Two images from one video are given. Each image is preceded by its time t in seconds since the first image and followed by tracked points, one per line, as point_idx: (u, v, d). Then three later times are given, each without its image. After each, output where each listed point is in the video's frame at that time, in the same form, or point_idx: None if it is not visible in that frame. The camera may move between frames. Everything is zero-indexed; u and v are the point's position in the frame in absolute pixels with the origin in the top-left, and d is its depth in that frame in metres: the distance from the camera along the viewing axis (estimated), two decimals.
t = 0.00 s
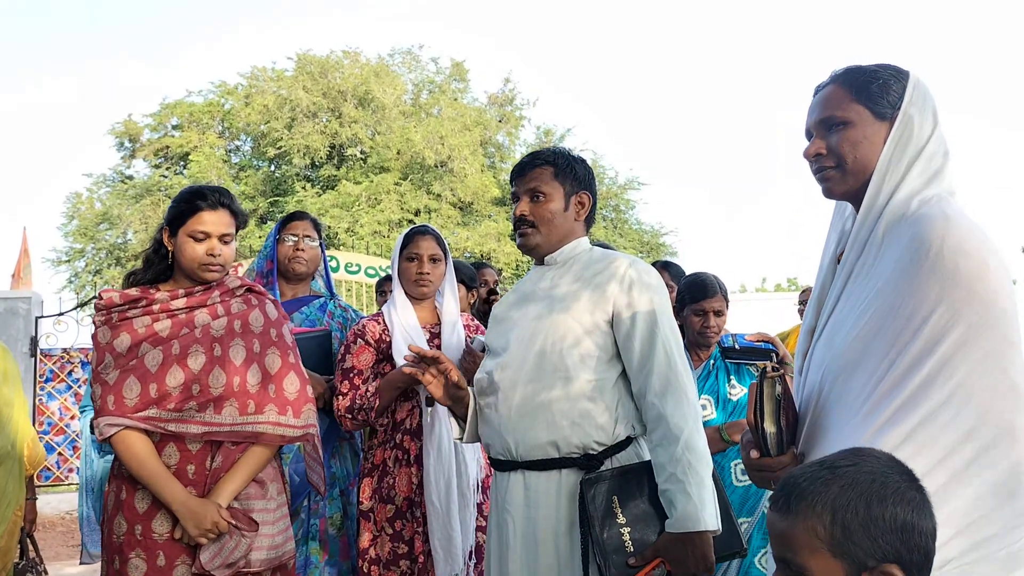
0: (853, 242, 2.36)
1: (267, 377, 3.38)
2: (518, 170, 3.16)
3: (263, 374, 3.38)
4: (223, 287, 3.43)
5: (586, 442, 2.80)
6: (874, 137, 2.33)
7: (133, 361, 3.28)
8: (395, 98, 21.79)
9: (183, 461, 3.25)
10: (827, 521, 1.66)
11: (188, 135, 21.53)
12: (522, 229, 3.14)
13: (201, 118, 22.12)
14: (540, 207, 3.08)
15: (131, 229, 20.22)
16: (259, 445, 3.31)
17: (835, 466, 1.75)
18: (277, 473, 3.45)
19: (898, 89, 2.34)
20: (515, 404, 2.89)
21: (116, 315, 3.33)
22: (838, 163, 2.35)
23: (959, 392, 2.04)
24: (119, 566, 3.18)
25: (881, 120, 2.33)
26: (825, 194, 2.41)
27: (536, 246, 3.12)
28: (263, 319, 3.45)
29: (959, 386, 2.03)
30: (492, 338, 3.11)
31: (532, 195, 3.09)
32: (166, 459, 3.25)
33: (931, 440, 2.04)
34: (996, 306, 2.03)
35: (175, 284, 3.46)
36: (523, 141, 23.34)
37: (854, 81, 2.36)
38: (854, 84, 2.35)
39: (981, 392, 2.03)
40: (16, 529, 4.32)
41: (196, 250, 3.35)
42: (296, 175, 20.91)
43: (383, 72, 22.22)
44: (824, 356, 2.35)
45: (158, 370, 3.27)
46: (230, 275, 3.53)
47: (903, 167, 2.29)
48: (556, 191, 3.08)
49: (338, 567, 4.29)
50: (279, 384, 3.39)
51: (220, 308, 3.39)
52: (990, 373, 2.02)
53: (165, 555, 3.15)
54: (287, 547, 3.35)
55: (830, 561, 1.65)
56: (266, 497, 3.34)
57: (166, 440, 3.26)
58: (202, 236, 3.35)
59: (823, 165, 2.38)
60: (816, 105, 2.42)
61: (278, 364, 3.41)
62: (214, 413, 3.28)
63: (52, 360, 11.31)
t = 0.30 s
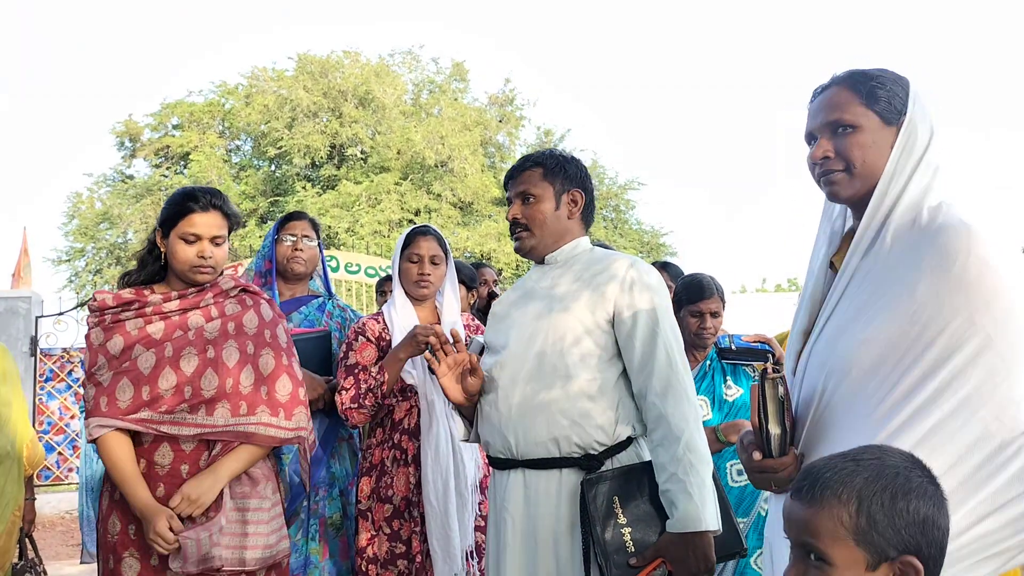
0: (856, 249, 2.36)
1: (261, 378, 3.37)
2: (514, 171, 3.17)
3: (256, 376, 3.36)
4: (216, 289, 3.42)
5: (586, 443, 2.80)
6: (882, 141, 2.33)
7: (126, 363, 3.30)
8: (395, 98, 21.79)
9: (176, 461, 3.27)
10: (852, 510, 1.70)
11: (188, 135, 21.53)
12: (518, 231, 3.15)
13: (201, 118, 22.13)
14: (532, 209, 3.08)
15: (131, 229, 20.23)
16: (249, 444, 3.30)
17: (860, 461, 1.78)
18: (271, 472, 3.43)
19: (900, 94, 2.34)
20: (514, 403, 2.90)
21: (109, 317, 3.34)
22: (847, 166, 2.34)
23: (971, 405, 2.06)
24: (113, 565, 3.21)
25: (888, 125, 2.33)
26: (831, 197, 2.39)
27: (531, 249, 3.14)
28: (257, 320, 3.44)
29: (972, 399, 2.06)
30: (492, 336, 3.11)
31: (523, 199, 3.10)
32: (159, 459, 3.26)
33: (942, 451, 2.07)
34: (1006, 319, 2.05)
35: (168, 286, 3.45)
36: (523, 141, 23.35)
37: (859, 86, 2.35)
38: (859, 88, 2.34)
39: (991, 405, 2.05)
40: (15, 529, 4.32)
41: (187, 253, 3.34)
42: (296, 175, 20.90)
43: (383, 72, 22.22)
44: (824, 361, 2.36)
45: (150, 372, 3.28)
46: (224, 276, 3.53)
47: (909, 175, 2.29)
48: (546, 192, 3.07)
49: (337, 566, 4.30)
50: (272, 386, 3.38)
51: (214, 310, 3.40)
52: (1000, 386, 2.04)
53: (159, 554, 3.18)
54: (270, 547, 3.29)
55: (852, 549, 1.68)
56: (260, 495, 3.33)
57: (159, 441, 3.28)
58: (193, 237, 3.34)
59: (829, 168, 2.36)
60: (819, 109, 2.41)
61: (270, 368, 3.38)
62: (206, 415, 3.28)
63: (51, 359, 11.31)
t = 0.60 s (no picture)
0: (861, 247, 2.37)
1: (258, 378, 3.40)
2: (514, 172, 3.17)
3: (254, 375, 3.39)
4: (211, 289, 3.42)
5: (589, 442, 2.80)
6: (886, 145, 2.33)
7: (122, 362, 3.29)
8: (397, 98, 21.81)
9: (175, 462, 3.22)
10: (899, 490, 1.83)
11: (189, 135, 21.52)
12: (518, 231, 3.15)
13: (202, 118, 22.15)
14: (533, 208, 3.08)
15: (132, 229, 20.23)
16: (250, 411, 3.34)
17: (909, 455, 1.92)
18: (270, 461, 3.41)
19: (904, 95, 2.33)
20: (516, 403, 2.90)
21: (105, 316, 3.34)
22: (853, 171, 2.34)
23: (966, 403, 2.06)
24: (114, 564, 3.19)
25: (892, 128, 2.33)
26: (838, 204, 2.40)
27: (533, 248, 3.14)
28: (253, 321, 3.46)
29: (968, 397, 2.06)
30: (493, 335, 3.12)
31: (524, 198, 3.10)
32: (157, 459, 3.22)
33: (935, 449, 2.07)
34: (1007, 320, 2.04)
35: (164, 286, 3.46)
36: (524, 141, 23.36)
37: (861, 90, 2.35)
38: (864, 92, 2.34)
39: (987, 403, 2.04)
40: (17, 528, 4.31)
41: (182, 253, 3.32)
42: (297, 175, 20.87)
43: (385, 72, 22.23)
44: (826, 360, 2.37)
45: (146, 371, 3.28)
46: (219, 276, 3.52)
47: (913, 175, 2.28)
48: (546, 191, 3.07)
49: (339, 566, 4.31)
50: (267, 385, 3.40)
51: (210, 310, 3.40)
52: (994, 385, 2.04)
53: (159, 552, 3.16)
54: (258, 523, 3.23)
55: (891, 528, 1.81)
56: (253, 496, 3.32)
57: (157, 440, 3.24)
58: (187, 238, 3.31)
59: (835, 172, 2.36)
60: (822, 114, 2.41)
61: (268, 367, 3.42)
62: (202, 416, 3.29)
63: (53, 358, 11.31)
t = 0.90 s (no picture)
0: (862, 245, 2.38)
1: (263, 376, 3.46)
2: (513, 179, 3.18)
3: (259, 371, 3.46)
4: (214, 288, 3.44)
5: (589, 443, 2.80)
6: (883, 151, 2.32)
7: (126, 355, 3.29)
8: (399, 99, 21.82)
9: (172, 459, 3.21)
10: (914, 498, 1.86)
11: (191, 135, 21.54)
12: (521, 234, 3.16)
13: (204, 118, 22.16)
14: (534, 210, 3.09)
15: (134, 229, 20.25)
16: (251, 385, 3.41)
17: (917, 461, 1.95)
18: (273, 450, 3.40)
19: (898, 96, 2.33)
20: (517, 404, 2.90)
21: (107, 313, 3.33)
22: (853, 181, 2.34)
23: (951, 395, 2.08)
24: (111, 564, 3.16)
25: (887, 133, 2.32)
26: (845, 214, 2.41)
27: (535, 250, 3.14)
28: (251, 317, 3.56)
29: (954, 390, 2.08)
30: (495, 336, 3.13)
31: (525, 201, 3.11)
32: (155, 456, 3.20)
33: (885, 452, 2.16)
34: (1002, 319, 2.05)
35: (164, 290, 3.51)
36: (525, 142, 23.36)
37: (856, 97, 2.35)
38: (855, 103, 2.34)
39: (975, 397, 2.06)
40: (20, 528, 4.32)
41: (176, 260, 3.36)
42: (299, 176, 20.87)
43: (387, 73, 22.25)
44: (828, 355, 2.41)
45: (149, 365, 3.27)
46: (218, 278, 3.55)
47: (914, 173, 2.28)
48: (546, 193, 3.07)
49: (341, 566, 4.32)
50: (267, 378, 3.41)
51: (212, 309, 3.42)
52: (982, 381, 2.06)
53: (156, 551, 3.13)
54: (240, 493, 3.16)
55: (904, 535, 1.84)
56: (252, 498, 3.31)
57: (157, 436, 3.22)
58: (181, 245, 3.35)
59: (836, 185, 2.36)
60: (818, 127, 2.41)
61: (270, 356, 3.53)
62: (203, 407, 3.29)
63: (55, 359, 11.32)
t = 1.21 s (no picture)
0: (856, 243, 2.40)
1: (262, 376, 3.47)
2: (512, 179, 3.18)
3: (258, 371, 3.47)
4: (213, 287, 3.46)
5: (590, 442, 2.80)
6: (870, 149, 2.32)
7: (126, 352, 3.29)
8: (400, 99, 21.84)
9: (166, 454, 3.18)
10: (944, 519, 1.81)
11: (192, 135, 21.55)
12: (521, 233, 3.16)
13: (205, 118, 22.18)
14: (534, 209, 3.09)
15: (135, 229, 20.26)
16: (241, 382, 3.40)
17: (942, 474, 1.89)
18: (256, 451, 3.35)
19: (891, 95, 2.33)
20: (517, 404, 2.90)
21: (106, 310, 3.33)
22: (839, 177, 2.35)
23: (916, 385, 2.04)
24: (107, 560, 3.14)
25: (875, 130, 2.31)
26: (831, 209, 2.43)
27: (534, 249, 3.14)
28: (246, 317, 3.59)
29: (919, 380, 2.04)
30: (495, 335, 3.13)
31: (525, 200, 3.11)
32: (150, 451, 3.18)
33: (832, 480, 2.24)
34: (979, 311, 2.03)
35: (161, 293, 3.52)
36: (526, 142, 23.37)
37: (848, 95, 2.35)
38: (845, 100, 2.34)
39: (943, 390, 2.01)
40: (21, 527, 4.33)
41: (174, 267, 3.39)
42: (300, 176, 20.87)
43: (387, 73, 22.27)
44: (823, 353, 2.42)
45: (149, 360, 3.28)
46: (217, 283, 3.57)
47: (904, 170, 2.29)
48: (546, 192, 3.07)
49: (342, 566, 4.32)
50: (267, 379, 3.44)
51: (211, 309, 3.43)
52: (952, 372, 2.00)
53: (152, 546, 3.12)
54: (204, 485, 3.10)
55: (931, 549, 1.80)
56: (248, 496, 3.31)
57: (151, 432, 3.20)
58: (179, 254, 3.38)
59: (824, 180, 2.38)
60: (811, 123, 2.42)
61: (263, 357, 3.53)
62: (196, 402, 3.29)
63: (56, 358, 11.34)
